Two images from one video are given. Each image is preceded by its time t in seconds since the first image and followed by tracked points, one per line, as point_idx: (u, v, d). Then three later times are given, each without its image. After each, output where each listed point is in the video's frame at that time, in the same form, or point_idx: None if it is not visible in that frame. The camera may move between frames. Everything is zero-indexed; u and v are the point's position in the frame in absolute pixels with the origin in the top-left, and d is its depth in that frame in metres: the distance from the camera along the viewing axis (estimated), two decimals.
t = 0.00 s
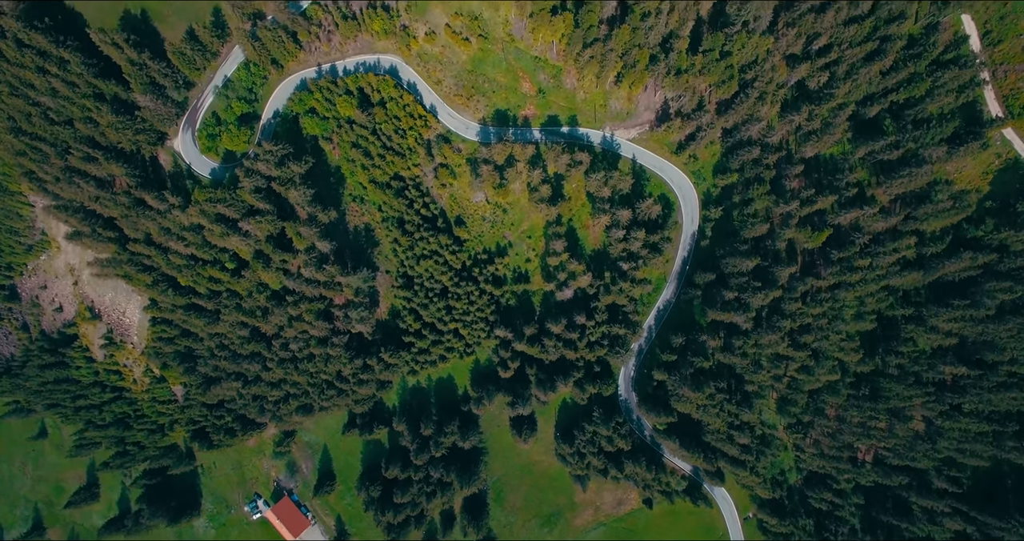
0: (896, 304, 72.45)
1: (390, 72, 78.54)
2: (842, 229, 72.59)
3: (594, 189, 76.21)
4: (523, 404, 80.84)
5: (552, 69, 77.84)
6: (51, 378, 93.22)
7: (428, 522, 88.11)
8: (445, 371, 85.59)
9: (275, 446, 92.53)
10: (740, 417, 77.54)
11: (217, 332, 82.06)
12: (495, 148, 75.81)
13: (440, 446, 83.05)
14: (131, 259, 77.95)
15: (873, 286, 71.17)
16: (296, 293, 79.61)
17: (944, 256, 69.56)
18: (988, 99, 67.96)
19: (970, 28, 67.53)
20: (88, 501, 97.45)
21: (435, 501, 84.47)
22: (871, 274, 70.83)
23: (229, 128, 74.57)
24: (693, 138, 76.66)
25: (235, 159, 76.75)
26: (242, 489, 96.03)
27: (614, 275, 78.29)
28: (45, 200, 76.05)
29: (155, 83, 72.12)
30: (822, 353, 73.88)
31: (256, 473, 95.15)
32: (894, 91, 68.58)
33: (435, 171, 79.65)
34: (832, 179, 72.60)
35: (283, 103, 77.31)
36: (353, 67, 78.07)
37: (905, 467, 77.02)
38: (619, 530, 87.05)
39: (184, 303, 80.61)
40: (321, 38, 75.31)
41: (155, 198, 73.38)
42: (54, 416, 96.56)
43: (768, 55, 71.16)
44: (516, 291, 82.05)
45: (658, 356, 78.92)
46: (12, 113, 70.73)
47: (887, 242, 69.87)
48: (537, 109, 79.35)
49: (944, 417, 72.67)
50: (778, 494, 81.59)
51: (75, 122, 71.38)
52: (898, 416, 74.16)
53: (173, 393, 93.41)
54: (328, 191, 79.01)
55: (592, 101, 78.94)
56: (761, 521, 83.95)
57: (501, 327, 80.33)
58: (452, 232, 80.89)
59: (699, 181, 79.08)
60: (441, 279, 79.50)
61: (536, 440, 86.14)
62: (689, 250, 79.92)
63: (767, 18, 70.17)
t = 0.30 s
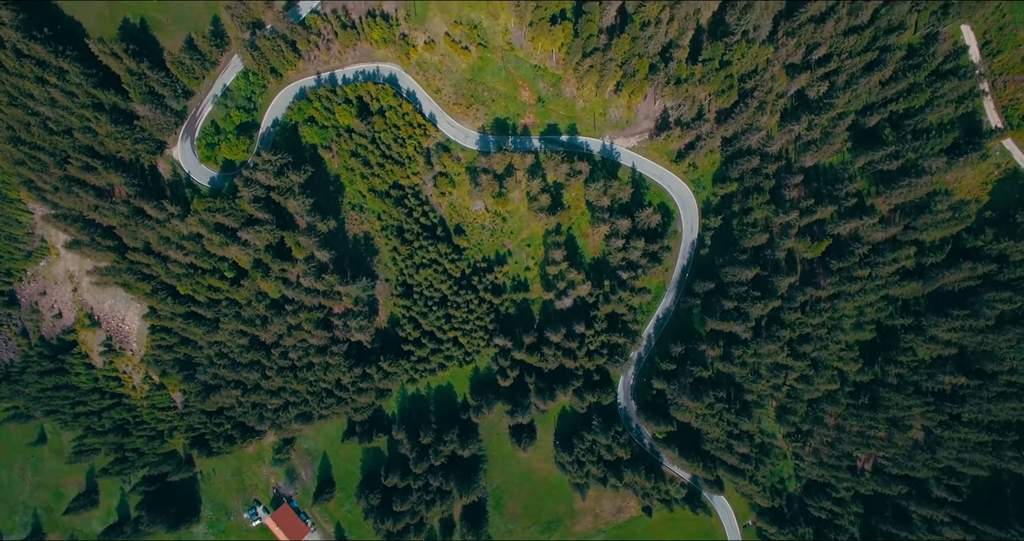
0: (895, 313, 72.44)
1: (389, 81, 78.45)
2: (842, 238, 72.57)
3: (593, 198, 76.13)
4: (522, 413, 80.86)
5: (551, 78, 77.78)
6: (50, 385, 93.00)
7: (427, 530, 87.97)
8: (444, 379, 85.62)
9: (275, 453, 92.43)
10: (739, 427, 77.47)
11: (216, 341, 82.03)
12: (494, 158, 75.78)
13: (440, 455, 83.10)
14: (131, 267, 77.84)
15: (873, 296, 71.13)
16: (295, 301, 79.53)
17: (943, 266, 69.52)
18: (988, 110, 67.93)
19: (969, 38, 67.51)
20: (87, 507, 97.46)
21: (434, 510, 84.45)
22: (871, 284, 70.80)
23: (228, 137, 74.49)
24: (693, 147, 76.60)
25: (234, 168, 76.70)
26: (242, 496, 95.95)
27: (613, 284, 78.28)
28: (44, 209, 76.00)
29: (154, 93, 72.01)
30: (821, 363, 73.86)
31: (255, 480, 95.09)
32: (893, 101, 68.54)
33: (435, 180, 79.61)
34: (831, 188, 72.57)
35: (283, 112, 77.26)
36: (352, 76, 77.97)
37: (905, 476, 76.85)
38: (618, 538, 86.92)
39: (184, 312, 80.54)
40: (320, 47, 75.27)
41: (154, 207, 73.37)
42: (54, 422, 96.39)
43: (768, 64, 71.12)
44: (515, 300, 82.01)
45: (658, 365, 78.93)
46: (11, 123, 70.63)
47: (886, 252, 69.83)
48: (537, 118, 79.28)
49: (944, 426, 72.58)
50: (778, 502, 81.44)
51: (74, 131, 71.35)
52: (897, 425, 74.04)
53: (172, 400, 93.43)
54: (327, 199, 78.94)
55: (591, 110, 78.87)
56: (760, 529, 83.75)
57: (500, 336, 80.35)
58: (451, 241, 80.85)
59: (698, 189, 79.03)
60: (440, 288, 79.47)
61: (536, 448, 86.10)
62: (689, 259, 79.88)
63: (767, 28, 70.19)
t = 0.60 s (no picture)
0: (894, 324, 72.37)
1: (389, 90, 78.34)
2: (841, 250, 72.54)
3: (593, 209, 76.07)
4: (522, 423, 80.88)
5: (550, 88, 77.68)
6: (49, 392, 92.67)
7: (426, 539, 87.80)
8: (443, 388, 85.67)
9: (274, 462, 92.47)
10: (738, 437, 77.38)
11: (216, 350, 81.96)
12: (494, 169, 75.77)
13: (439, 464, 83.18)
14: (130, 277, 77.69)
15: (872, 308, 71.11)
16: (294, 312, 79.46)
17: (943, 277, 69.42)
18: (987, 122, 67.86)
19: (968, 50, 67.46)
20: (87, 514, 97.43)
21: (434, 519, 84.48)
22: (870, 295, 70.79)
23: (227, 148, 74.45)
24: (693, 157, 76.49)
25: (233, 179, 76.65)
26: (241, 503, 95.96)
27: (612, 295, 78.34)
28: (43, 219, 75.90)
29: (153, 104, 71.88)
30: (820, 374, 73.80)
31: (255, 488, 95.11)
32: (893, 112, 68.49)
33: (434, 190, 79.56)
34: (831, 199, 72.48)
35: (282, 122, 77.21)
36: (351, 86, 77.90)
37: (904, 487, 76.38)
38: None
39: (183, 321, 80.43)
40: (319, 58, 75.23)
41: (153, 218, 73.33)
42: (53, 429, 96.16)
43: (768, 75, 71.06)
44: (514, 309, 81.95)
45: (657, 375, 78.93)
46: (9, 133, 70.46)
47: (886, 263, 69.80)
48: (536, 128, 79.20)
49: (944, 437, 72.44)
50: (777, 512, 81.20)
51: (73, 142, 71.29)
52: (897, 436, 73.95)
53: (171, 408, 93.42)
54: (326, 209, 78.87)
55: (590, 120, 78.78)
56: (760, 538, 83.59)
57: (499, 346, 80.33)
58: (451, 251, 80.74)
59: (697, 199, 78.95)
60: (439, 298, 79.42)
61: (535, 458, 86.09)
62: (688, 269, 79.83)
63: (766, 39, 70.14)
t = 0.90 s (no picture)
0: (894, 334, 72.33)
1: (388, 99, 78.31)
2: (841, 260, 72.55)
3: (592, 218, 75.99)
4: (521, 431, 80.87)
5: (549, 96, 77.57)
6: (49, 399, 92.24)
7: None
8: (443, 396, 85.70)
9: (273, 469, 92.38)
10: (738, 447, 77.31)
11: (215, 359, 81.89)
12: (493, 179, 75.79)
13: (438, 472, 83.16)
14: (128, 286, 77.60)
15: (871, 318, 71.18)
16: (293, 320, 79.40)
17: (943, 287, 69.40)
18: (987, 132, 67.82)
19: (967, 60, 67.47)
20: (86, 520, 97.43)
21: (433, 527, 84.48)
22: (869, 305, 70.77)
23: (226, 157, 74.44)
24: (692, 166, 76.40)
25: (232, 188, 76.64)
26: (240, 510, 95.89)
27: (611, 304, 78.44)
28: (41, 228, 75.80)
29: (151, 114, 71.85)
30: (820, 384, 73.83)
31: (254, 495, 95.03)
32: (892, 122, 68.44)
33: (433, 199, 79.51)
34: (830, 209, 72.46)
35: (281, 131, 77.18)
36: (350, 94, 77.84)
37: (904, 496, 76.32)
38: None
39: (182, 330, 80.31)
40: (318, 67, 75.20)
41: (152, 228, 73.28)
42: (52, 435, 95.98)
43: (768, 85, 71.03)
44: (514, 318, 81.89)
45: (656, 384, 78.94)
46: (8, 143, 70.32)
47: (885, 274, 69.82)
48: (535, 136, 79.14)
49: (943, 447, 72.40)
50: (777, 521, 81.01)
51: (72, 152, 71.23)
52: (896, 445, 73.93)
53: (171, 414, 93.33)
54: (326, 218, 78.81)
55: (590, 129, 78.71)
56: None
57: (499, 355, 80.34)
58: (450, 259, 80.73)
59: (697, 208, 78.86)
60: (439, 306, 79.39)
61: (534, 466, 86.06)
62: (687, 277, 79.82)
63: (765, 49, 70.09)
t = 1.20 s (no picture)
0: (894, 345, 72.27)
1: (387, 108, 78.17)
2: (840, 271, 72.53)
3: (592, 229, 75.93)
4: (520, 441, 80.87)
5: (549, 106, 77.46)
6: (48, 406, 92.04)
7: None
8: (442, 405, 85.74)
9: (273, 477, 92.29)
10: (737, 457, 77.25)
11: (214, 368, 81.77)
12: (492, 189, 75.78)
13: (438, 482, 83.18)
14: (128, 296, 77.50)
15: (871, 329, 71.18)
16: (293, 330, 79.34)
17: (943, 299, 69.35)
18: (987, 143, 67.79)
19: (967, 72, 67.49)
20: (85, 527, 97.39)
21: (432, 536, 84.45)
22: (869, 316, 70.74)
23: (225, 168, 74.33)
24: (692, 176, 76.29)
25: (231, 198, 76.63)
26: (240, 518, 95.75)
27: (611, 314, 78.44)
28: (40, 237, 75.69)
29: (150, 124, 71.78)
30: (819, 394, 73.84)
31: (253, 502, 94.92)
32: (892, 133, 68.35)
33: (433, 208, 79.44)
34: (830, 220, 72.37)
35: (280, 141, 77.08)
36: (349, 104, 77.69)
37: (904, 507, 75.77)
38: None
39: (182, 339, 80.14)
40: (317, 76, 75.09)
41: (151, 238, 73.20)
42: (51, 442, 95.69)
43: (768, 96, 70.96)
44: (513, 327, 81.79)
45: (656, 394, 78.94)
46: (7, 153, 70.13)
47: (885, 285, 69.85)
48: (535, 146, 79.02)
49: (943, 458, 72.33)
50: (777, 530, 80.84)
51: (70, 163, 71.13)
52: (896, 456, 73.92)
53: (170, 422, 93.16)
54: (325, 228, 78.77)
55: (589, 138, 78.57)
56: None
57: (498, 364, 80.34)
58: (449, 269, 80.66)
59: (697, 217, 78.73)
60: (438, 316, 79.33)
61: (534, 475, 86.02)
62: (687, 287, 79.76)
63: (765, 60, 70.06)
